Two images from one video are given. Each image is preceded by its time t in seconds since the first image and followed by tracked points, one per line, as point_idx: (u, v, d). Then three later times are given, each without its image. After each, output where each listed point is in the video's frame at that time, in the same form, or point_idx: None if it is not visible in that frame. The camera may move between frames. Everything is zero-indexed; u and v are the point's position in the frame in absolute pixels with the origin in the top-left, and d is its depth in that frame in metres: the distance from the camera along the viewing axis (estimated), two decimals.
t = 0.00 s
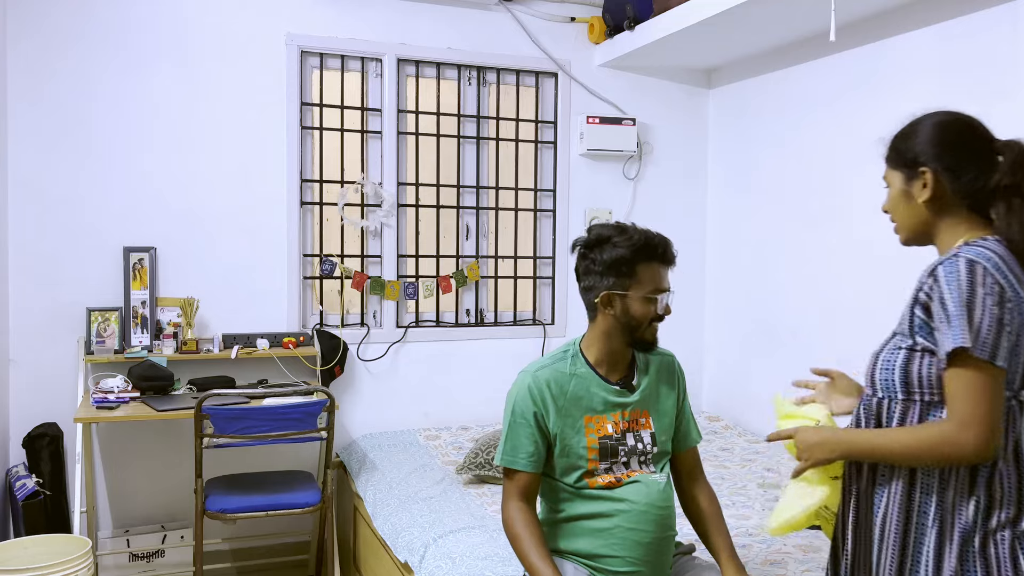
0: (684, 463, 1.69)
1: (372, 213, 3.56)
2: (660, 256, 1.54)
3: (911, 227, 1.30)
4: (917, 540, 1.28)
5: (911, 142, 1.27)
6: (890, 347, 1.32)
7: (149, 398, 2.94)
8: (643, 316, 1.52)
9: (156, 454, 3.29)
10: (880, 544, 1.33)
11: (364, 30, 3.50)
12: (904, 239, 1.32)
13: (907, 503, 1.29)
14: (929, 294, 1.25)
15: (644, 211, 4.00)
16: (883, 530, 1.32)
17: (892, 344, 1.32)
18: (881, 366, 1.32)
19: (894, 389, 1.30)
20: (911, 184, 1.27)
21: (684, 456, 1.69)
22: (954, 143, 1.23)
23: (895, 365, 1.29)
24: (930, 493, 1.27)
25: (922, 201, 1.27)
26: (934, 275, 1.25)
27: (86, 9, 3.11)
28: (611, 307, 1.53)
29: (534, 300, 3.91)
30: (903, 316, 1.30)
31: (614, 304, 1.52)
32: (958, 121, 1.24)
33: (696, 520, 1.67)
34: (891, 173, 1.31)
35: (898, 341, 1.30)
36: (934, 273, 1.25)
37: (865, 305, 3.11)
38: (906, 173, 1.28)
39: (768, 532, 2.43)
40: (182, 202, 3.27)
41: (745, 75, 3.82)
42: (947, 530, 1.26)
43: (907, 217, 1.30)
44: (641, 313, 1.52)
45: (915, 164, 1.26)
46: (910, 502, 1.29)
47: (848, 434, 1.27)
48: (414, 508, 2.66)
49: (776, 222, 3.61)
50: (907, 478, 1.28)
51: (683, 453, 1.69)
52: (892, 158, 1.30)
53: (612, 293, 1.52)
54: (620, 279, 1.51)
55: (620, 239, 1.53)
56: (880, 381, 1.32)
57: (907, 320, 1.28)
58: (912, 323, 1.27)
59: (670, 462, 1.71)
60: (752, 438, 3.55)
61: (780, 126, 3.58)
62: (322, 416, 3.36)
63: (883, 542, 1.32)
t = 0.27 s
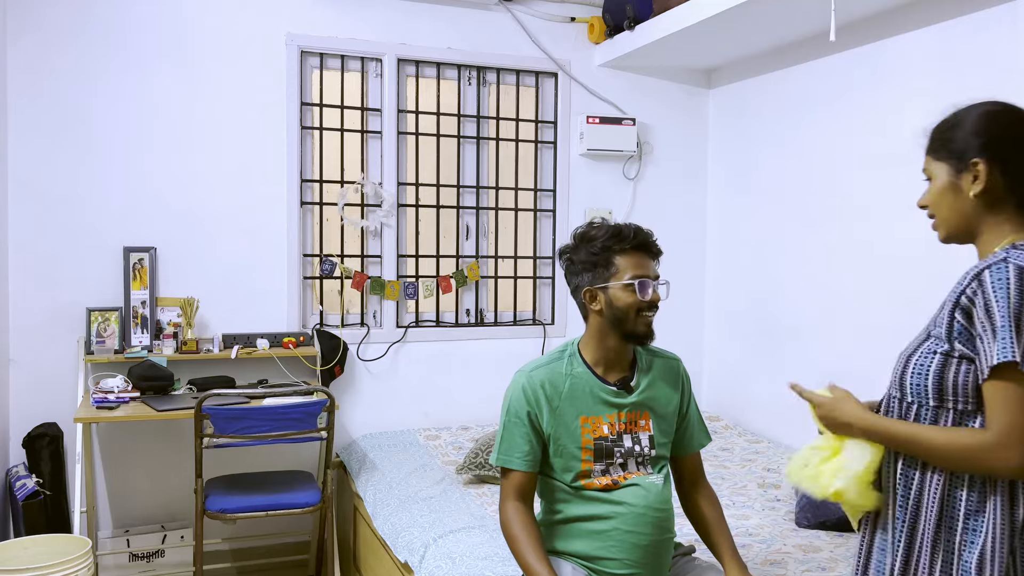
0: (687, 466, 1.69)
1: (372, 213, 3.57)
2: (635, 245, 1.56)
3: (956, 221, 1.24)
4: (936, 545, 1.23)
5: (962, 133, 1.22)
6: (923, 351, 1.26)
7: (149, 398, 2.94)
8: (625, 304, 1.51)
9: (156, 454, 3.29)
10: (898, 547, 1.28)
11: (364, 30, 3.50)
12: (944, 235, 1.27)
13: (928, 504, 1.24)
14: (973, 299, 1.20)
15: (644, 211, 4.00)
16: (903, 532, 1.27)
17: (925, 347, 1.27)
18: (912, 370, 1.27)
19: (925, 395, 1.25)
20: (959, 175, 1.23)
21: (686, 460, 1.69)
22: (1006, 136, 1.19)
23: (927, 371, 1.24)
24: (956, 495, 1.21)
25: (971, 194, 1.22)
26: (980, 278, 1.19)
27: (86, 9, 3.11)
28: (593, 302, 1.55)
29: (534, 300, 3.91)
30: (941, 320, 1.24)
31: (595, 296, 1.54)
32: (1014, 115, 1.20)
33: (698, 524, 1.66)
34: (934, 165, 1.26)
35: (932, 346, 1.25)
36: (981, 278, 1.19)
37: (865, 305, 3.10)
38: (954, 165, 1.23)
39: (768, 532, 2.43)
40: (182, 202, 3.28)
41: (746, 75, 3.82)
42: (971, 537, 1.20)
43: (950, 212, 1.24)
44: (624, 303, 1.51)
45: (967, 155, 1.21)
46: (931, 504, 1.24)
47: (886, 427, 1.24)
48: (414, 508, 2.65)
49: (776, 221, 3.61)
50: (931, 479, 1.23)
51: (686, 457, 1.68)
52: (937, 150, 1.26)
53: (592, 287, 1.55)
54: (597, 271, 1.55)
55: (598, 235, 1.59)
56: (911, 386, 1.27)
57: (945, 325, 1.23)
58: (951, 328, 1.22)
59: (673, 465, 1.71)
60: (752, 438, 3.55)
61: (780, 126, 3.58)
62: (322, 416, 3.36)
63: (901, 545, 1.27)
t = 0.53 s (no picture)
0: (687, 467, 1.69)
1: (372, 213, 3.57)
2: (631, 244, 1.56)
3: (980, 219, 1.25)
4: (952, 550, 1.24)
5: (990, 131, 1.23)
6: (941, 353, 1.27)
7: (149, 398, 2.94)
8: (624, 303, 1.51)
9: (156, 454, 3.29)
10: (915, 551, 1.28)
11: (364, 30, 3.50)
12: (965, 232, 1.28)
13: (944, 508, 1.25)
14: (996, 304, 1.19)
15: (643, 211, 4.00)
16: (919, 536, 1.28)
17: (944, 347, 1.27)
18: (929, 373, 1.28)
19: (943, 399, 1.26)
20: (985, 172, 1.24)
21: (686, 460, 1.69)
22: None
23: (946, 375, 1.25)
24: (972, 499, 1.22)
25: (997, 191, 1.23)
26: (1006, 283, 1.17)
27: (86, 9, 3.11)
28: (593, 303, 1.56)
29: (534, 300, 3.91)
30: (962, 323, 1.24)
31: (595, 296, 1.55)
32: None
33: (698, 525, 1.66)
34: (958, 161, 1.28)
35: (950, 348, 1.26)
36: (1007, 282, 1.17)
37: (865, 305, 3.11)
38: (981, 161, 1.24)
39: (768, 532, 2.43)
40: (182, 202, 3.27)
41: (746, 75, 3.82)
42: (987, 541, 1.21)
43: (974, 209, 1.26)
44: (623, 303, 1.51)
45: (995, 152, 1.22)
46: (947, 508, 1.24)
47: (898, 418, 1.23)
48: (414, 508, 2.65)
49: (776, 221, 3.61)
50: (947, 483, 1.24)
51: (686, 457, 1.69)
52: (964, 147, 1.27)
53: (592, 288, 1.55)
54: (596, 271, 1.55)
55: (594, 236, 1.59)
56: (928, 390, 1.28)
57: (966, 328, 1.23)
58: (972, 330, 1.22)
59: (673, 466, 1.71)
60: (752, 438, 3.55)
61: (780, 127, 3.58)
62: (322, 416, 3.36)
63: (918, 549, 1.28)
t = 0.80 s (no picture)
0: (687, 467, 1.69)
1: (372, 213, 3.57)
2: (637, 248, 1.55)
3: (997, 214, 1.22)
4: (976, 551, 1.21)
5: (1005, 126, 1.21)
6: (955, 355, 1.25)
7: (149, 398, 2.94)
8: (625, 307, 1.51)
9: (157, 454, 3.29)
10: (930, 555, 1.26)
11: (364, 30, 3.50)
12: (979, 228, 1.24)
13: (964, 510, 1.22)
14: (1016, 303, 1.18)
15: (643, 211, 4.00)
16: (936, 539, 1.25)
17: (959, 349, 1.25)
18: (944, 375, 1.26)
19: (957, 401, 1.24)
20: (1002, 167, 1.21)
21: (687, 461, 1.69)
22: None
23: (961, 377, 1.23)
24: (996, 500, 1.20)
25: (1014, 186, 1.21)
26: None
27: (86, 9, 3.11)
28: (594, 303, 1.55)
29: (534, 300, 3.91)
30: (979, 324, 1.22)
31: (596, 297, 1.54)
32: None
33: (698, 525, 1.66)
34: (971, 156, 1.25)
35: (965, 350, 1.24)
36: None
37: (865, 305, 3.11)
38: (997, 155, 1.22)
39: (768, 532, 2.43)
40: (182, 202, 3.27)
41: (746, 75, 3.82)
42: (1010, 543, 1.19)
43: (990, 204, 1.22)
44: (623, 307, 1.51)
45: (1011, 146, 1.20)
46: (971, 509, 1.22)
47: (918, 424, 1.25)
48: (414, 508, 2.65)
49: (776, 222, 3.61)
50: (965, 484, 1.22)
51: (686, 457, 1.68)
52: (977, 142, 1.24)
53: (593, 288, 1.55)
54: (598, 273, 1.55)
55: (599, 237, 1.58)
56: (943, 392, 1.26)
57: (984, 329, 1.21)
58: (990, 331, 1.20)
59: (673, 466, 1.71)
60: (752, 438, 3.55)
61: (781, 127, 3.58)
62: (322, 416, 3.36)
63: (934, 551, 1.26)
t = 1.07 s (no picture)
0: (687, 468, 1.68)
1: (372, 213, 3.57)
2: (643, 271, 1.47)
3: (990, 224, 1.25)
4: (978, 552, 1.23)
5: (998, 135, 1.23)
6: (962, 352, 1.27)
7: (149, 398, 2.94)
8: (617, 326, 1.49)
9: (157, 454, 3.29)
10: (936, 553, 1.28)
11: (364, 30, 3.50)
12: (974, 237, 1.28)
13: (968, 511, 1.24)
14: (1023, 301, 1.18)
15: (644, 211, 3.99)
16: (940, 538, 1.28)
17: (966, 346, 1.27)
18: (951, 372, 1.27)
19: (964, 399, 1.26)
20: (992, 178, 1.24)
21: (687, 461, 1.68)
22: None
23: (967, 374, 1.25)
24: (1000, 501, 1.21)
25: (1004, 197, 1.23)
26: None
27: (86, 9, 3.11)
28: (590, 306, 1.53)
29: (534, 300, 3.91)
30: (985, 321, 1.23)
31: (593, 306, 1.52)
32: None
33: (698, 525, 1.66)
34: (965, 166, 1.27)
35: (972, 347, 1.26)
36: None
37: (865, 305, 3.10)
38: (987, 167, 1.24)
39: (768, 532, 2.43)
40: (181, 202, 3.27)
41: (746, 75, 3.82)
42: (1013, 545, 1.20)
43: (982, 214, 1.25)
44: (614, 322, 1.50)
45: (1000, 158, 1.22)
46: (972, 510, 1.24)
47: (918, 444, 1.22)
48: (414, 508, 2.65)
49: (776, 222, 3.61)
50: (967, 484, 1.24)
51: (686, 457, 1.68)
52: (969, 151, 1.27)
53: (593, 295, 1.52)
54: (598, 285, 1.51)
55: (611, 244, 1.51)
56: (949, 389, 1.28)
57: (990, 326, 1.22)
58: (997, 329, 1.22)
59: (673, 467, 1.71)
60: (752, 438, 3.55)
61: (781, 126, 3.58)
62: (322, 416, 3.36)
63: (937, 549, 1.28)
